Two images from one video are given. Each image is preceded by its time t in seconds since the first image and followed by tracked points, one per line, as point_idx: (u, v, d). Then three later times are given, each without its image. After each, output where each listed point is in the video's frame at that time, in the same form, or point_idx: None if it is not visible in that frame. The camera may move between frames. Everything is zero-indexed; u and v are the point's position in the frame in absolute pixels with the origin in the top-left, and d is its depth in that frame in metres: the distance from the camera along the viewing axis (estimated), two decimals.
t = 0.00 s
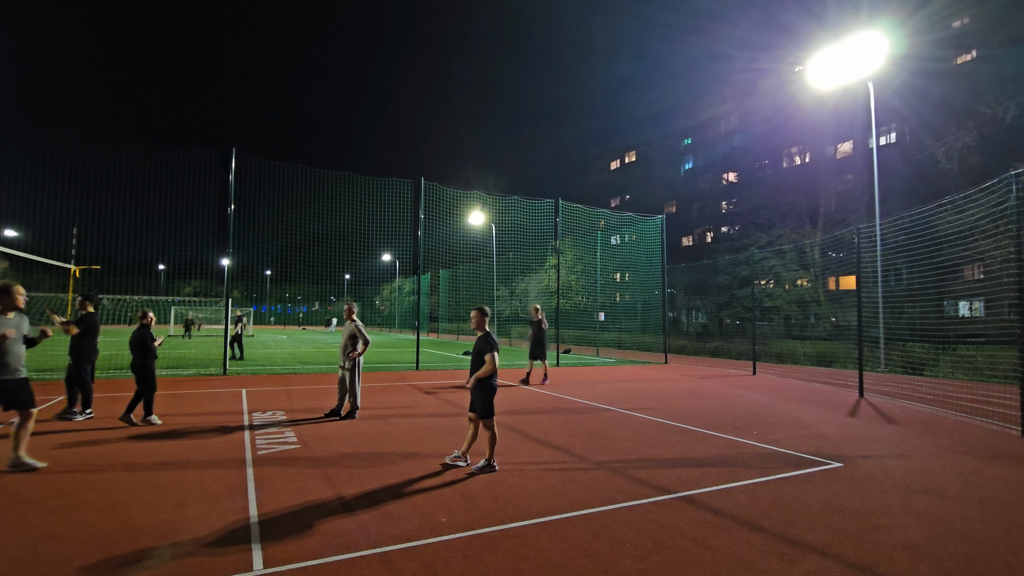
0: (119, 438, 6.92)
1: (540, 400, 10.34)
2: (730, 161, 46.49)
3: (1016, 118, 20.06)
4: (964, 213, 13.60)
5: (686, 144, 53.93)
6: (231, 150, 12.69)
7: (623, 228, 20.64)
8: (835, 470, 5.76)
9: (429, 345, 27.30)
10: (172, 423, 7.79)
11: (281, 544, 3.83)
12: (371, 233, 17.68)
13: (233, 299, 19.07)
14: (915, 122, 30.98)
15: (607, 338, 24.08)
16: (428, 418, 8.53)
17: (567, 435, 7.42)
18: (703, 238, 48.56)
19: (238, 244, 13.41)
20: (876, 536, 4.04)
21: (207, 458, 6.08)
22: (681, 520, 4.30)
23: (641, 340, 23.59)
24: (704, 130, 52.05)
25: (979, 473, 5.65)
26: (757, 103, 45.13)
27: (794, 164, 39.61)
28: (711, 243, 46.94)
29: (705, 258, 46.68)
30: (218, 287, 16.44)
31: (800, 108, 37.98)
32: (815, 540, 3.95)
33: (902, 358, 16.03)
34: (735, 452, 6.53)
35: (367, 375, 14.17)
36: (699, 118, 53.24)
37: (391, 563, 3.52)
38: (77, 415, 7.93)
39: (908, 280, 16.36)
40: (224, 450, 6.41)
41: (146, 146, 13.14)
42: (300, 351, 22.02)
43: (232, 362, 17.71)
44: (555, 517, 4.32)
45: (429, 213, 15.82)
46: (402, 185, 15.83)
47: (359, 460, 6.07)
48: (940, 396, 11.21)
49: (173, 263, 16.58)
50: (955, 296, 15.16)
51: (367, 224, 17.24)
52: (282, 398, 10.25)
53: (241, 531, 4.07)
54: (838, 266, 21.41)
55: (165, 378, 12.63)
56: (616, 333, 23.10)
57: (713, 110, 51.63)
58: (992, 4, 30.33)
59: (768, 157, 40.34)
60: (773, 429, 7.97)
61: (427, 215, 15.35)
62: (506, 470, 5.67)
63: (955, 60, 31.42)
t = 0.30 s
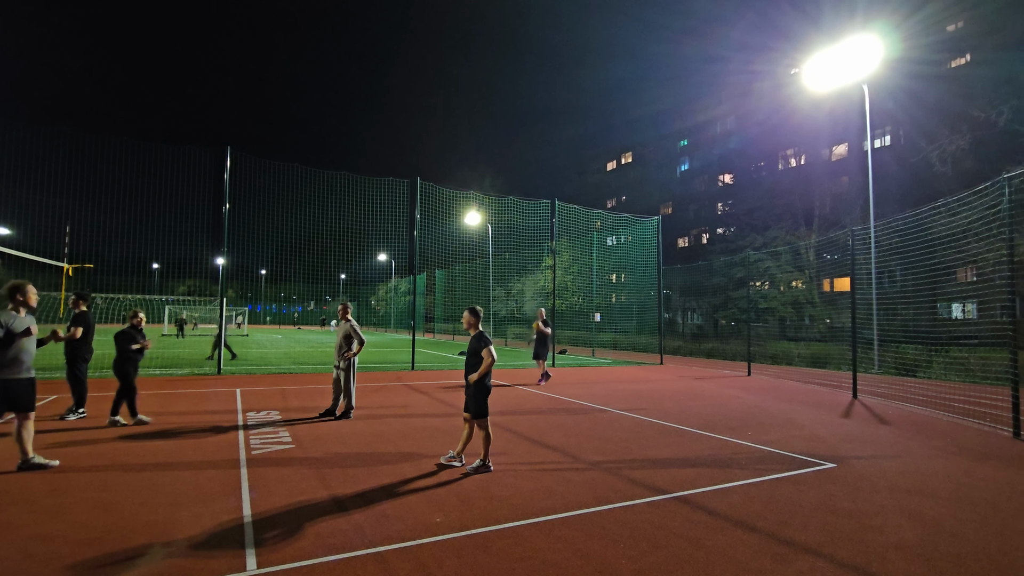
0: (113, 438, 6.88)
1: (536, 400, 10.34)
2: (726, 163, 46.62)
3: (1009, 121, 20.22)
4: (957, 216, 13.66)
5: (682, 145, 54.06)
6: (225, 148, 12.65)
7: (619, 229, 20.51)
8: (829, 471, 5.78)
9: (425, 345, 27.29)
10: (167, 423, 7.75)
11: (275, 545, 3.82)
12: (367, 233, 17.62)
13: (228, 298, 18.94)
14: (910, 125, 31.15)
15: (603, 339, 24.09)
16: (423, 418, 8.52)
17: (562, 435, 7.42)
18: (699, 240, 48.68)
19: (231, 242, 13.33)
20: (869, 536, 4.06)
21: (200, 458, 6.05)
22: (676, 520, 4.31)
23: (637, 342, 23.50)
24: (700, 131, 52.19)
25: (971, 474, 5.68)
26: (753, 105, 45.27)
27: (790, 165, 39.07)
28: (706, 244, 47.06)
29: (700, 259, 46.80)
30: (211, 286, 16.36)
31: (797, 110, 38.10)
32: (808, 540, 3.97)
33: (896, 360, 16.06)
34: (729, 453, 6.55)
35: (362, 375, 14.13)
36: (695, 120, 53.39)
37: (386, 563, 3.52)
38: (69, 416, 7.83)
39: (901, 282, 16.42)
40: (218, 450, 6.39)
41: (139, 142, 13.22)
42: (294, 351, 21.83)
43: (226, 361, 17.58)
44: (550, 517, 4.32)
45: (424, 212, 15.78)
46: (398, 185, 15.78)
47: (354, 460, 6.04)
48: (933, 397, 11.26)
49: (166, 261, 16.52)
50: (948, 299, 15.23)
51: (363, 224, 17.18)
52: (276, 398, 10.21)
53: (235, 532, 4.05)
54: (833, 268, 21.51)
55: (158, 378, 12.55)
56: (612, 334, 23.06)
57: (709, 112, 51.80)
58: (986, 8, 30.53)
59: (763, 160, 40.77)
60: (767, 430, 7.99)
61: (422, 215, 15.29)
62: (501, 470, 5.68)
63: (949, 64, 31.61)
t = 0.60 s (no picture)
0: (105, 437, 6.82)
1: (532, 401, 10.31)
2: (722, 165, 46.73)
3: (1002, 126, 20.37)
4: (951, 219, 13.74)
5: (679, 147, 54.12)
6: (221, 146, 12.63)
7: (616, 230, 20.55)
8: (823, 473, 5.79)
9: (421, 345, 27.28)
10: (161, 422, 7.71)
11: (268, 545, 3.79)
12: (363, 232, 17.56)
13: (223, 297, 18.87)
14: (905, 128, 31.33)
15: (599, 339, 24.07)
16: (419, 418, 8.49)
17: (558, 436, 7.41)
18: (695, 241, 48.72)
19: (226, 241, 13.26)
20: (863, 537, 4.07)
21: (194, 458, 6.01)
22: (671, 522, 4.31)
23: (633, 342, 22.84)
24: (697, 133, 52.29)
25: (964, 476, 5.71)
26: (750, 107, 45.37)
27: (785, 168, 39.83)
28: (702, 246, 47.10)
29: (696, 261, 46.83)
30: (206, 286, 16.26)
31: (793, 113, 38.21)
32: (802, 541, 3.98)
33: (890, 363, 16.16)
34: (725, 454, 6.55)
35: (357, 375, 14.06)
36: (691, 122, 53.52)
37: (379, 564, 3.49)
38: (61, 414, 7.81)
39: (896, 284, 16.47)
40: (212, 450, 6.34)
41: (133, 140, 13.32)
42: (289, 351, 21.55)
43: (220, 361, 17.45)
44: (545, 518, 4.31)
45: (421, 212, 15.73)
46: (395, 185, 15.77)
47: (349, 461, 6.02)
48: (928, 400, 11.30)
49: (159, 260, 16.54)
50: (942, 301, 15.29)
51: (360, 224, 17.12)
52: (271, 397, 10.15)
53: (228, 532, 4.03)
54: (828, 270, 21.61)
55: (151, 377, 12.44)
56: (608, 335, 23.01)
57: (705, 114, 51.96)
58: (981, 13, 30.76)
59: (759, 161, 41.04)
60: (762, 431, 8.01)
61: (419, 215, 15.23)
62: (496, 471, 5.67)
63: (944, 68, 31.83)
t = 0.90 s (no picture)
0: (97, 437, 6.77)
1: (527, 402, 10.28)
2: (718, 167, 46.85)
3: (995, 130, 20.54)
4: (945, 222, 13.83)
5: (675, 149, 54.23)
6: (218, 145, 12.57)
7: (612, 232, 20.60)
8: (817, 474, 5.80)
9: (417, 345, 27.32)
10: (154, 422, 7.66)
11: (261, 547, 3.75)
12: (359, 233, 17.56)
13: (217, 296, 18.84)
14: (899, 132, 31.49)
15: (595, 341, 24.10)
16: (414, 418, 8.47)
17: (553, 437, 7.40)
18: (691, 243, 48.79)
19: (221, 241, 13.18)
20: (857, 539, 4.07)
21: (187, 458, 5.96)
22: (666, 523, 4.32)
23: (627, 343, 23.12)
24: (693, 136, 52.40)
25: (957, 478, 5.73)
26: (746, 110, 45.50)
27: (780, 170, 39.52)
28: (697, 247, 47.18)
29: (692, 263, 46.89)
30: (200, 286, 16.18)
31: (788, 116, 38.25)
32: (796, 543, 3.99)
33: (884, 365, 16.30)
34: (720, 456, 6.56)
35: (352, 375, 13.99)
36: (688, 125, 53.64)
37: (374, 566, 3.47)
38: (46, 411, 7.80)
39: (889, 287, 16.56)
40: (205, 450, 6.30)
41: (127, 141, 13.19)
42: (283, 351, 21.47)
43: (213, 361, 17.33)
44: (541, 520, 4.30)
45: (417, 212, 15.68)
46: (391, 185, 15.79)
47: (342, 461, 5.99)
48: (921, 402, 11.34)
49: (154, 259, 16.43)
50: (936, 304, 15.39)
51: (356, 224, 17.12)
52: (265, 397, 10.11)
53: (221, 533, 4.00)
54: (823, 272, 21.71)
55: (144, 377, 12.34)
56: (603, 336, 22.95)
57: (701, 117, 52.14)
58: (975, 18, 30.97)
59: (755, 164, 40.36)
60: (757, 433, 8.02)
61: (416, 216, 15.22)
62: (491, 472, 5.65)
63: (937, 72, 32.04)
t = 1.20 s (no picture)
0: (93, 436, 6.74)
1: (524, 403, 10.27)
2: (716, 169, 46.93)
3: (990, 132, 20.64)
4: (942, 224, 13.86)
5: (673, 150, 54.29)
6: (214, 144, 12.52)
7: (609, 232, 20.65)
8: (814, 476, 5.81)
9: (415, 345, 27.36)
10: (150, 421, 7.64)
11: (257, 548, 3.74)
12: (357, 232, 17.51)
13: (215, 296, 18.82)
14: (896, 134, 31.58)
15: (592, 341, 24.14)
16: (412, 419, 8.46)
17: (550, 437, 7.40)
18: (688, 244, 48.86)
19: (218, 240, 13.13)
20: (853, 540, 4.08)
21: (183, 458, 5.94)
22: (663, 524, 4.32)
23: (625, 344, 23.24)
24: (691, 137, 52.47)
25: (953, 480, 5.74)
26: (744, 112, 45.57)
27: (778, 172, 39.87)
28: (695, 249, 47.25)
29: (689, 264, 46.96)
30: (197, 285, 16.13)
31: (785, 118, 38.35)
32: (792, 544, 3.99)
33: (881, 366, 16.37)
34: (717, 457, 6.56)
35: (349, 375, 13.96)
36: (686, 126, 53.70)
37: (370, 567, 3.46)
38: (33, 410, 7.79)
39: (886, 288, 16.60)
40: (201, 450, 6.28)
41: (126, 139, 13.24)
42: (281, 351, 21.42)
43: (210, 360, 17.27)
44: (538, 521, 4.29)
45: (415, 212, 15.70)
46: (388, 185, 15.75)
47: (340, 461, 5.98)
48: (917, 403, 11.37)
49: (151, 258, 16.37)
50: (933, 305, 15.41)
51: (353, 223, 17.07)
52: (263, 397, 10.10)
53: (217, 534, 3.98)
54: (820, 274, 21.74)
55: (140, 376, 12.28)
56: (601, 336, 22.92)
57: (699, 118, 52.26)
58: (972, 21, 31.06)
59: (752, 165, 41.48)
60: (754, 434, 8.03)
61: (413, 216, 15.18)
62: (489, 473, 5.64)
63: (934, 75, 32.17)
